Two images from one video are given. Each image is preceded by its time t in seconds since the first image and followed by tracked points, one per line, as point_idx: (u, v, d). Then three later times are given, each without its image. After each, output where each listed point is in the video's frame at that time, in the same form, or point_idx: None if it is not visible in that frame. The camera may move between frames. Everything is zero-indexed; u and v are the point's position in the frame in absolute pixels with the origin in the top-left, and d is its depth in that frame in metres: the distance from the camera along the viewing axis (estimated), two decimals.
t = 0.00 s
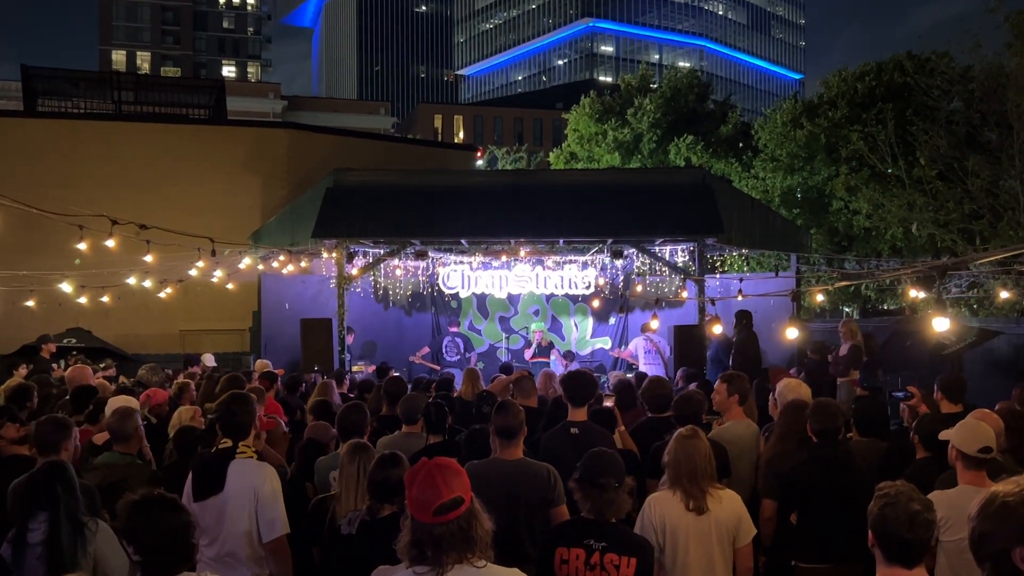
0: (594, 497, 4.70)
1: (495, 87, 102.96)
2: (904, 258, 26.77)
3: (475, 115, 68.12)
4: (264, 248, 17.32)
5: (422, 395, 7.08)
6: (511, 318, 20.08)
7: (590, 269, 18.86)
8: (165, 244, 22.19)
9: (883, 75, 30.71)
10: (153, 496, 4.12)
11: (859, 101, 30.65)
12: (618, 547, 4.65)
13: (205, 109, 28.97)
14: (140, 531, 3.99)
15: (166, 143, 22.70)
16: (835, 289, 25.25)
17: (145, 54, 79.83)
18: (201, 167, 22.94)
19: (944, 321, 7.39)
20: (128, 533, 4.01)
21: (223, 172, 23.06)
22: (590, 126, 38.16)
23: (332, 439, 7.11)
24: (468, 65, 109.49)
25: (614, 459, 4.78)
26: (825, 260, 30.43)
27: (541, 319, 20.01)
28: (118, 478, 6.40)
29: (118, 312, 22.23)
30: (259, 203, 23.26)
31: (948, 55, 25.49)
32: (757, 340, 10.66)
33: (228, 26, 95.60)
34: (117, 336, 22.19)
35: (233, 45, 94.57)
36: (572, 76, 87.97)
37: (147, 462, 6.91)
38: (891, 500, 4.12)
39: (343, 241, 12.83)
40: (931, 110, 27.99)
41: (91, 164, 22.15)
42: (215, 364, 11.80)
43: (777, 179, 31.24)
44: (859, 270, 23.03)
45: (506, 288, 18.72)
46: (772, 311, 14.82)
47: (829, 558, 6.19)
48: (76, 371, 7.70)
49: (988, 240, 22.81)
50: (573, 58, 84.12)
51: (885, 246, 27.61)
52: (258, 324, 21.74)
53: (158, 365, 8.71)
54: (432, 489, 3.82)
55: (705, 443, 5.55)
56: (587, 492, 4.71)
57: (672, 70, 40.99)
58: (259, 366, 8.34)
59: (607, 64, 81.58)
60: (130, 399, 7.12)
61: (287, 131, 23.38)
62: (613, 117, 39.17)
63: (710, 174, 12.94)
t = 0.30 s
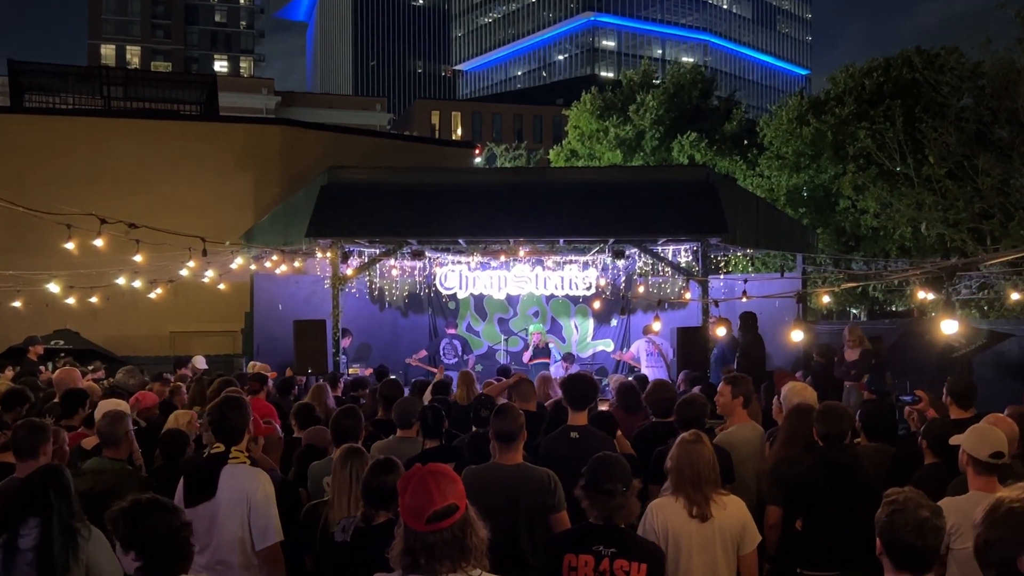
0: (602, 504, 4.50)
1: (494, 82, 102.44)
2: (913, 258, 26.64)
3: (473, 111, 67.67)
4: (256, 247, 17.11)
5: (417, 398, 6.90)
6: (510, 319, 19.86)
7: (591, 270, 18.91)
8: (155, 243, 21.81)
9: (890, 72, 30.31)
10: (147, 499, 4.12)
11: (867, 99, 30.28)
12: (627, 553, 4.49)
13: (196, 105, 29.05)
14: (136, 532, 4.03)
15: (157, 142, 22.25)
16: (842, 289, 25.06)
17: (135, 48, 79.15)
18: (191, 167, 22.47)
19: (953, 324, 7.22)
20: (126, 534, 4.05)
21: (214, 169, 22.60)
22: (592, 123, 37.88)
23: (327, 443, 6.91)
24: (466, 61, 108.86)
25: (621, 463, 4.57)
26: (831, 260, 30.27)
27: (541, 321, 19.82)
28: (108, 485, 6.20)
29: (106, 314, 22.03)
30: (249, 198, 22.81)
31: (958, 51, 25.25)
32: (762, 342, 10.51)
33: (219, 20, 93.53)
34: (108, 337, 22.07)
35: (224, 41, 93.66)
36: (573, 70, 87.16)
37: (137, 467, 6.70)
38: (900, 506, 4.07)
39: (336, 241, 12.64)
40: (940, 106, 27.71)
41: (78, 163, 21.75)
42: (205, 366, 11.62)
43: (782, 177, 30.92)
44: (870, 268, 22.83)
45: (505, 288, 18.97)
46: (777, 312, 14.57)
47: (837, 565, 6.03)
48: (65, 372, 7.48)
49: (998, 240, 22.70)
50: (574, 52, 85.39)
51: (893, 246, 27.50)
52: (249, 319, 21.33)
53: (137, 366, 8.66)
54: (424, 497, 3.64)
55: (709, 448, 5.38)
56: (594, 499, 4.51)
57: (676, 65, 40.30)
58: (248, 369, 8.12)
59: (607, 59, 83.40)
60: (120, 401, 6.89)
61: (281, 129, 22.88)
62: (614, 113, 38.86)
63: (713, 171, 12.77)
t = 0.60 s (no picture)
0: (626, 527, 3.99)
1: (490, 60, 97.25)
2: (952, 257, 23.93)
3: (470, 91, 62.39)
4: (230, 244, 15.99)
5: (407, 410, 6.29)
6: (508, 323, 17.57)
7: (597, 267, 17.22)
8: (117, 237, 18.33)
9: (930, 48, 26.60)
10: (86, 524, 3.45)
11: (904, 79, 26.56)
12: None
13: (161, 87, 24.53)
14: (74, 567, 3.35)
15: (114, 119, 18.66)
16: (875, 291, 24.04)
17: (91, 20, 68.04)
18: (157, 147, 18.87)
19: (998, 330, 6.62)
20: (61, 572, 3.37)
21: (184, 150, 19.00)
22: (600, 106, 32.57)
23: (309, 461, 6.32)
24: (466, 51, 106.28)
25: (647, 482, 4.11)
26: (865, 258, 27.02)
27: (543, 325, 17.56)
28: (61, 507, 5.57)
29: (60, 318, 18.22)
30: (224, 183, 19.14)
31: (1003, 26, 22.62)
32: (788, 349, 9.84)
33: None
34: (63, 343, 18.26)
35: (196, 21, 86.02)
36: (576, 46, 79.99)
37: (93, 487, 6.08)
38: (938, 531, 3.66)
39: (318, 236, 11.74)
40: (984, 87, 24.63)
41: (23, 142, 18.13)
42: (171, 373, 10.86)
43: (810, 166, 27.49)
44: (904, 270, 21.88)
45: (502, 288, 17.18)
46: (803, 316, 13.88)
47: None
48: (17, 383, 6.90)
49: None
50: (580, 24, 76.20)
51: (930, 242, 24.74)
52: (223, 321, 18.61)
53: (85, 376, 8.16)
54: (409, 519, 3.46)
55: (728, 465, 4.75)
56: (617, 522, 4.01)
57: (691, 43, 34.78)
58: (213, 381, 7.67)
59: (617, 36, 74.31)
60: (75, 413, 6.37)
61: (257, 110, 19.37)
62: (626, 95, 33.25)
63: (734, 160, 11.91)
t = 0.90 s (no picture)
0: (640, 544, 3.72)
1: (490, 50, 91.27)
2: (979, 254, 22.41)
3: (465, 79, 58.47)
4: (208, 240, 14.71)
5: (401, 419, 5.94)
6: (506, 326, 16.49)
7: (601, 266, 16.18)
8: (90, 233, 17.10)
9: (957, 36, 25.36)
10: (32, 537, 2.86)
11: (928, 66, 25.36)
12: None
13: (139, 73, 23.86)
14: None
15: (87, 112, 17.62)
16: (898, 291, 23.16)
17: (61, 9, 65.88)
18: (134, 141, 17.85)
19: None
20: None
21: (165, 143, 17.95)
22: (604, 94, 30.07)
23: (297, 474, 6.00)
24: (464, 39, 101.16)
25: (668, 497, 3.86)
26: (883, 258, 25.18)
27: (544, 327, 16.50)
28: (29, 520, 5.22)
29: (30, 319, 17.30)
30: (203, 177, 18.07)
31: None
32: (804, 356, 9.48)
33: None
34: (30, 346, 17.32)
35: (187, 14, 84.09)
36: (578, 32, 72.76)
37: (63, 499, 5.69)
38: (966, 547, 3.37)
39: (306, 233, 11.11)
40: (1014, 76, 23.27)
41: None
42: (146, 378, 10.71)
43: (827, 158, 25.52)
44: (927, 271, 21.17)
45: (500, 288, 16.15)
46: (821, 318, 12.98)
47: None
48: None
49: None
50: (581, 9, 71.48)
51: (959, 238, 22.97)
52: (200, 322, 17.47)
53: (50, 382, 8.04)
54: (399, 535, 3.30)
55: (740, 476, 4.40)
56: (631, 537, 3.75)
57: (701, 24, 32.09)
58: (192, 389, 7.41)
59: (620, 19, 69.11)
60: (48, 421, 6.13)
61: (240, 98, 18.27)
62: (632, 82, 30.61)
63: (747, 153, 11.29)
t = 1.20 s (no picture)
0: (638, 550, 3.89)
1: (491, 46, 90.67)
2: (991, 254, 22.08)
3: (461, 73, 57.81)
4: (195, 240, 14.22)
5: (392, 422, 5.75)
6: (504, 327, 16.36)
7: (603, 266, 15.69)
8: (75, 232, 16.83)
9: (968, 25, 24.23)
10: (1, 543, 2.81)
11: (939, 60, 24.22)
12: None
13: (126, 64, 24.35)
14: None
15: (70, 108, 17.29)
16: (908, 292, 22.70)
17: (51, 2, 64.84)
18: (119, 137, 17.52)
19: None
20: None
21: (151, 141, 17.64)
22: (605, 88, 29.77)
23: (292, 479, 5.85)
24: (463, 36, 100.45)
25: (670, 505, 3.94)
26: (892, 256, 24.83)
27: (543, 329, 16.35)
28: (22, 526, 5.03)
29: (14, 319, 16.82)
30: (191, 176, 17.74)
31: None
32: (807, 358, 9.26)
33: None
34: (15, 346, 16.85)
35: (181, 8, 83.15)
36: (581, 24, 72.46)
37: (55, 504, 5.51)
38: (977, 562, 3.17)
39: (297, 232, 10.79)
40: None
41: None
42: (135, 382, 10.42)
43: (835, 155, 25.22)
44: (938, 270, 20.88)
45: (499, 288, 15.63)
46: (829, 320, 12.80)
47: None
48: None
49: None
50: (581, 5, 70.90)
51: (968, 238, 22.48)
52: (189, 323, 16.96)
53: (35, 386, 7.93)
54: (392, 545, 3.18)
55: (744, 483, 4.23)
56: (630, 544, 3.90)
57: (705, 17, 31.77)
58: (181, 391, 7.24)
59: (625, 10, 67.92)
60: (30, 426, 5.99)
61: (227, 92, 17.94)
62: (634, 76, 30.24)
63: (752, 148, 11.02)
